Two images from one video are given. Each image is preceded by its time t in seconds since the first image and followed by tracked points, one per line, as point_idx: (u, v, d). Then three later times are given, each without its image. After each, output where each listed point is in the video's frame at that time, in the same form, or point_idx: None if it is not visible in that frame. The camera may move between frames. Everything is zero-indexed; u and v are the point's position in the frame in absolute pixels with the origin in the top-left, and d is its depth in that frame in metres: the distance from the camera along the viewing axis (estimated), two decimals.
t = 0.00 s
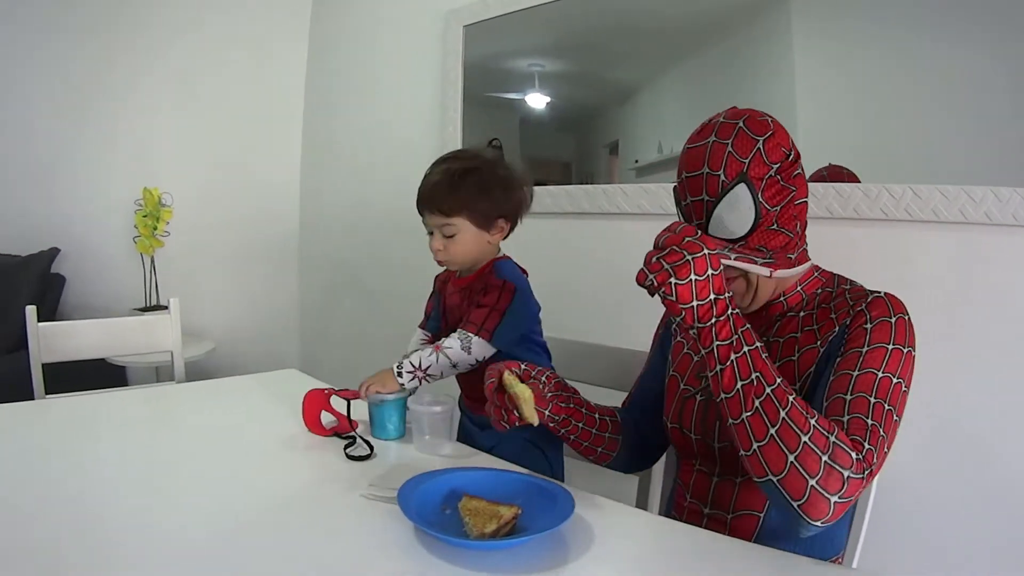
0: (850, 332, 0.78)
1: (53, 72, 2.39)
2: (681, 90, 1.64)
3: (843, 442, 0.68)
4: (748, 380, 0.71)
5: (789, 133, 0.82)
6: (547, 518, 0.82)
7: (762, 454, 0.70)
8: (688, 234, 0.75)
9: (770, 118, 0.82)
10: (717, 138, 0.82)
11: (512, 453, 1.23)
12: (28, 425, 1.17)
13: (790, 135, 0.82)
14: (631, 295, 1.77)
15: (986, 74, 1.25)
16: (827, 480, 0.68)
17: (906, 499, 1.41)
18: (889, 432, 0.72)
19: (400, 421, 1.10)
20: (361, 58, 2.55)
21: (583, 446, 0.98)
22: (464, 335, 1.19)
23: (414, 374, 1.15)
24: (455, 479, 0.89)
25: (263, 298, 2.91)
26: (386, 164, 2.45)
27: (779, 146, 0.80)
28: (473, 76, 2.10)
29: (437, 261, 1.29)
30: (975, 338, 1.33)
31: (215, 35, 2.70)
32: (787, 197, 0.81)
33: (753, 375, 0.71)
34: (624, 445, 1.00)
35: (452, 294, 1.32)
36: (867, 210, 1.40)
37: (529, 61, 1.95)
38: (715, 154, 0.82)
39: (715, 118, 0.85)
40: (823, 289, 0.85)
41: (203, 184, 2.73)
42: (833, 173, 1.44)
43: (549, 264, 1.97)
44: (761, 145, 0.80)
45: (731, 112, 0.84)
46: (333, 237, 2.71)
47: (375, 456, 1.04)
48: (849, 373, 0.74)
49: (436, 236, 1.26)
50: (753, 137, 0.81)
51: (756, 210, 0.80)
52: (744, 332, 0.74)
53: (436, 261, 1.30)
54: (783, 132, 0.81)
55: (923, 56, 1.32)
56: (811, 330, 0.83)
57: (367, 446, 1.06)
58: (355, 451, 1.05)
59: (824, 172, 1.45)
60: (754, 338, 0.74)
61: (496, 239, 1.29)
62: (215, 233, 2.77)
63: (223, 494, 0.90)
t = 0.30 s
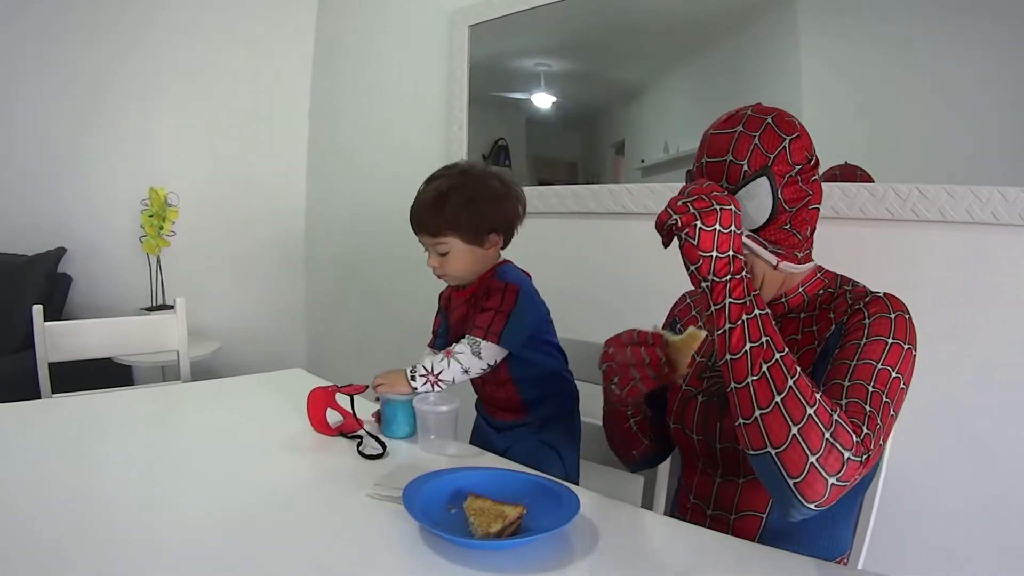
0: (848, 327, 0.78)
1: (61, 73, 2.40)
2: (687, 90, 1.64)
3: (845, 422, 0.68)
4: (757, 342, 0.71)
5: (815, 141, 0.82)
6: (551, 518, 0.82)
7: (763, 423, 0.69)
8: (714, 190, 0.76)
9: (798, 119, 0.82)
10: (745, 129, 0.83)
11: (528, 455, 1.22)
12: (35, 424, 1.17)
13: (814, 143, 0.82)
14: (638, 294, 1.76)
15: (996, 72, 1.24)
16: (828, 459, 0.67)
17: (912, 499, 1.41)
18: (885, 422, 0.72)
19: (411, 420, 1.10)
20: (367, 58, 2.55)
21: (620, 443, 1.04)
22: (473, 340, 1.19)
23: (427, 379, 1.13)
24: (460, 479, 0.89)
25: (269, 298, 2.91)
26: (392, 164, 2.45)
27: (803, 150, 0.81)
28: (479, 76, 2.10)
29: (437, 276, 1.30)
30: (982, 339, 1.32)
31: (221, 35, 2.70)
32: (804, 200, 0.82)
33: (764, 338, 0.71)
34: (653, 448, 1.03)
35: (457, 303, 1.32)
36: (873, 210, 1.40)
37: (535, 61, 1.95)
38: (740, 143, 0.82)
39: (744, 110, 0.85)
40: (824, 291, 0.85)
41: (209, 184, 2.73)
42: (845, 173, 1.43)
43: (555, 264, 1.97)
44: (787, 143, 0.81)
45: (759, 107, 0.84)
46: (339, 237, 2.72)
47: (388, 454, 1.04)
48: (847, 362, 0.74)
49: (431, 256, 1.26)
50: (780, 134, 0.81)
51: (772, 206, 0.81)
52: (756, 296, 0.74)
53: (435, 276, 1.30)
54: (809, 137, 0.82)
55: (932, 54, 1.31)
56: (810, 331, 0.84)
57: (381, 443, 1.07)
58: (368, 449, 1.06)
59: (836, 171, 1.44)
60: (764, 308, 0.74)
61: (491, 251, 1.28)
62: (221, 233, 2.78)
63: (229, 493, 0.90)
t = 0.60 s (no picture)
0: (851, 327, 0.78)
1: (63, 73, 2.40)
2: (689, 90, 1.63)
3: (852, 419, 0.68)
4: (766, 335, 0.71)
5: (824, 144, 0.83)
6: (552, 519, 0.82)
7: (772, 417, 0.69)
8: (726, 180, 0.76)
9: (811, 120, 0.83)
10: (759, 124, 0.83)
11: (529, 457, 1.22)
12: (37, 424, 1.17)
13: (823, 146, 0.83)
14: (639, 294, 1.76)
15: (999, 71, 1.24)
16: (835, 455, 0.67)
17: (914, 499, 1.40)
18: (889, 420, 0.72)
19: (414, 420, 1.10)
20: (368, 58, 2.56)
21: (619, 426, 1.02)
22: (475, 343, 1.18)
23: (429, 379, 1.12)
24: (462, 479, 0.89)
25: (270, 298, 2.92)
26: (393, 164, 2.45)
27: (814, 150, 0.81)
28: (480, 76, 2.10)
29: (441, 277, 1.29)
30: (984, 339, 1.32)
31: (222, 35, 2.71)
32: (811, 200, 0.82)
33: (773, 330, 0.71)
34: (660, 439, 1.01)
35: (458, 305, 1.31)
36: (875, 210, 1.39)
37: (536, 61, 1.95)
38: (754, 136, 0.82)
39: (757, 106, 0.86)
40: (828, 290, 0.84)
41: (210, 183, 2.73)
42: (851, 172, 1.43)
43: (556, 265, 1.97)
44: (799, 142, 0.81)
45: (773, 104, 0.84)
46: (340, 237, 2.72)
47: (390, 454, 1.05)
48: (851, 360, 0.74)
49: (432, 256, 1.26)
50: (793, 132, 0.81)
51: (782, 202, 0.81)
52: (765, 289, 0.73)
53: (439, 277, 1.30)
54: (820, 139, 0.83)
55: (935, 52, 1.30)
56: (814, 331, 0.84)
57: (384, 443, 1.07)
58: (370, 450, 1.05)
59: (841, 170, 1.43)
60: (772, 300, 0.73)
61: (492, 243, 1.28)
62: (222, 233, 2.78)
63: (230, 493, 0.90)
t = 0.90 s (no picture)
0: (857, 331, 0.78)
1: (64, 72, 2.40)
2: (691, 90, 1.63)
3: (858, 425, 0.68)
4: (773, 339, 0.71)
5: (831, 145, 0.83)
6: (553, 519, 0.82)
7: (778, 422, 0.69)
8: (733, 182, 0.76)
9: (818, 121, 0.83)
10: (764, 126, 0.83)
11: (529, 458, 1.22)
12: (38, 423, 1.17)
13: (830, 147, 0.83)
14: (641, 294, 1.76)
15: (1000, 72, 1.24)
16: (841, 461, 0.67)
17: (915, 500, 1.40)
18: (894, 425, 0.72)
19: (414, 419, 1.10)
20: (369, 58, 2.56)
21: (624, 423, 1.01)
22: (477, 340, 1.18)
23: (430, 371, 1.14)
24: (463, 478, 0.89)
25: (271, 297, 2.92)
26: (395, 163, 2.45)
27: (820, 152, 0.81)
28: (482, 76, 2.10)
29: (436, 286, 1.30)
30: (986, 340, 1.32)
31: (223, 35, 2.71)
32: (818, 202, 0.82)
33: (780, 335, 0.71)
34: (663, 438, 1.01)
35: (454, 309, 1.31)
36: (877, 210, 1.39)
37: (538, 60, 1.95)
38: (759, 139, 0.82)
39: (764, 107, 0.86)
40: (833, 292, 0.85)
41: (211, 182, 2.73)
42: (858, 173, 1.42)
43: (557, 264, 1.97)
44: (806, 143, 0.80)
45: (780, 105, 0.84)
46: (341, 236, 2.72)
47: (391, 453, 1.05)
48: (857, 364, 0.74)
49: (425, 268, 1.27)
50: (799, 134, 0.81)
51: (787, 205, 0.81)
52: (772, 293, 0.74)
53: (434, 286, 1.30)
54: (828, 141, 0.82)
55: (937, 52, 1.30)
56: (819, 333, 0.84)
57: (386, 443, 1.07)
58: (371, 449, 1.05)
59: (847, 171, 1.42)
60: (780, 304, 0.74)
61: (482, 245, 1.28)
62: (223, 232, 2.78)
63: (232, 492, 0.90)
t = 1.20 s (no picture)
0: (859, 334, 0.78)
1: (65, 72, 2.40)
2: (692, 90, 1.63)
3: (860, 430, 0.68)
4: (776, 345, 0.71)
5: (832, 147, 0.82)
6: (554, 518, 0.82)
7: (780, 428, 0.69)
8: (734, 187, 0.76)
9: (819, 123, 0.82)
10: (765, 129, 0.83)
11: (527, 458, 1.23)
12: (38, 422, 1.17)
13: (831, 149, 0.82)
14: (641, 294, 1.76)
15: (1002, 72, 1.24)
16: (842, 466, 0.67)
17: (915, 500, 1.40)
18: (896, 429, 0.72)
19: (412, 418, 1.10)
20: (370, 57, 2.56)
21: (622, 422, 1.01)
22: (473, 335, 1.17)
23: (426, 368, 1.13)
24: (464, 478, 0.89)
25: (272, 296, 2.92)
26: (396, 162, 2.45)
27: (822, 154, 0.81)
28: (483, 75, 2.10)
29: (441, 276, 1.25)
30: (986, 341, 1.32)
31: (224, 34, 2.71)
32: (818, 205, 0.82)
33: (782, 339, 0.71)
34: (661, 437, 1.01)
35: (447, 309, 1.30)
36: (878, 210, 1.39)
37: (539, 60, 1.95)
38: (760, 142, 0.82)
39: (765, 108, 0.85)
40: (834, 292, 0.85)
41: (211, 181, 2.73)
42: (860, 174, 1.42)
43: (557, 264, 1.98)
44: (807, 146, 0.80)
45: (781, 107, 0.84)
46: (342, 234, 2.72)
47: (391, 453, 1.05)
48: (859, 367, 0.74)
49: (440, 250, 1.23)
50: (800, 136, 0.81)
51: (788, 208, 0.81)
52: (774, 298, 0.74)
53: (438, 276, 1.25)
54: (829, 142, 0.82)
55: (940, 53, 1.30)
56: (820, 334, 0.84)
57: (386, 442, 1.07)
58: (371, 448, 1.05)
59: (849, 171, 1.43)
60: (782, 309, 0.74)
61: (485, 238, 1.31)
62: (224, 231, 2.78)
63: (233, 491, 0.90)
